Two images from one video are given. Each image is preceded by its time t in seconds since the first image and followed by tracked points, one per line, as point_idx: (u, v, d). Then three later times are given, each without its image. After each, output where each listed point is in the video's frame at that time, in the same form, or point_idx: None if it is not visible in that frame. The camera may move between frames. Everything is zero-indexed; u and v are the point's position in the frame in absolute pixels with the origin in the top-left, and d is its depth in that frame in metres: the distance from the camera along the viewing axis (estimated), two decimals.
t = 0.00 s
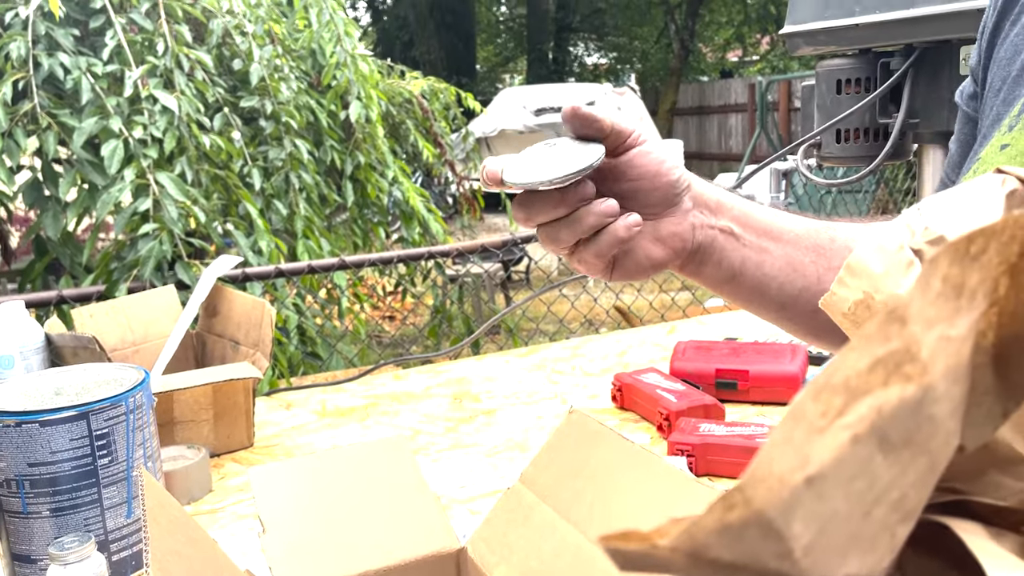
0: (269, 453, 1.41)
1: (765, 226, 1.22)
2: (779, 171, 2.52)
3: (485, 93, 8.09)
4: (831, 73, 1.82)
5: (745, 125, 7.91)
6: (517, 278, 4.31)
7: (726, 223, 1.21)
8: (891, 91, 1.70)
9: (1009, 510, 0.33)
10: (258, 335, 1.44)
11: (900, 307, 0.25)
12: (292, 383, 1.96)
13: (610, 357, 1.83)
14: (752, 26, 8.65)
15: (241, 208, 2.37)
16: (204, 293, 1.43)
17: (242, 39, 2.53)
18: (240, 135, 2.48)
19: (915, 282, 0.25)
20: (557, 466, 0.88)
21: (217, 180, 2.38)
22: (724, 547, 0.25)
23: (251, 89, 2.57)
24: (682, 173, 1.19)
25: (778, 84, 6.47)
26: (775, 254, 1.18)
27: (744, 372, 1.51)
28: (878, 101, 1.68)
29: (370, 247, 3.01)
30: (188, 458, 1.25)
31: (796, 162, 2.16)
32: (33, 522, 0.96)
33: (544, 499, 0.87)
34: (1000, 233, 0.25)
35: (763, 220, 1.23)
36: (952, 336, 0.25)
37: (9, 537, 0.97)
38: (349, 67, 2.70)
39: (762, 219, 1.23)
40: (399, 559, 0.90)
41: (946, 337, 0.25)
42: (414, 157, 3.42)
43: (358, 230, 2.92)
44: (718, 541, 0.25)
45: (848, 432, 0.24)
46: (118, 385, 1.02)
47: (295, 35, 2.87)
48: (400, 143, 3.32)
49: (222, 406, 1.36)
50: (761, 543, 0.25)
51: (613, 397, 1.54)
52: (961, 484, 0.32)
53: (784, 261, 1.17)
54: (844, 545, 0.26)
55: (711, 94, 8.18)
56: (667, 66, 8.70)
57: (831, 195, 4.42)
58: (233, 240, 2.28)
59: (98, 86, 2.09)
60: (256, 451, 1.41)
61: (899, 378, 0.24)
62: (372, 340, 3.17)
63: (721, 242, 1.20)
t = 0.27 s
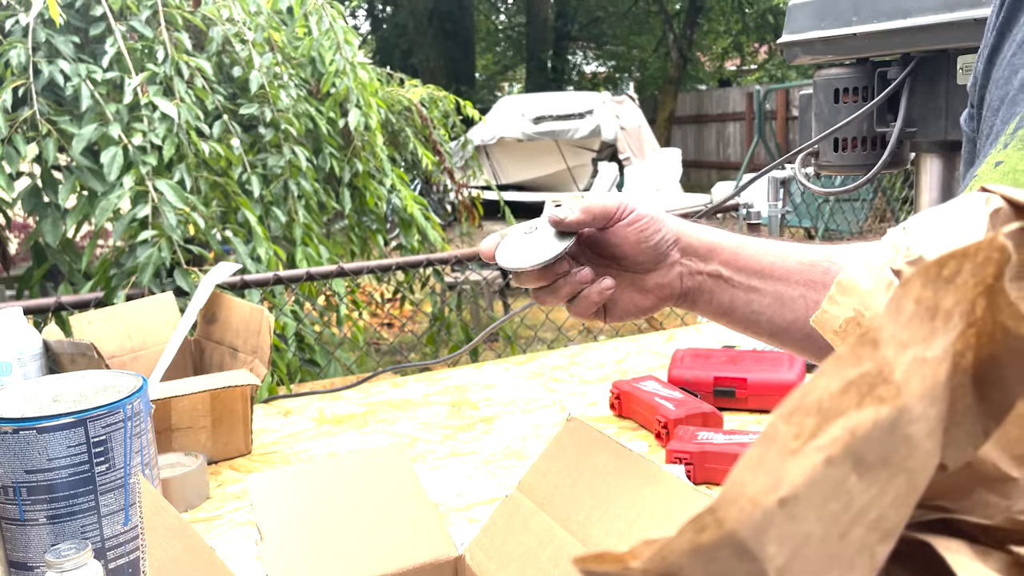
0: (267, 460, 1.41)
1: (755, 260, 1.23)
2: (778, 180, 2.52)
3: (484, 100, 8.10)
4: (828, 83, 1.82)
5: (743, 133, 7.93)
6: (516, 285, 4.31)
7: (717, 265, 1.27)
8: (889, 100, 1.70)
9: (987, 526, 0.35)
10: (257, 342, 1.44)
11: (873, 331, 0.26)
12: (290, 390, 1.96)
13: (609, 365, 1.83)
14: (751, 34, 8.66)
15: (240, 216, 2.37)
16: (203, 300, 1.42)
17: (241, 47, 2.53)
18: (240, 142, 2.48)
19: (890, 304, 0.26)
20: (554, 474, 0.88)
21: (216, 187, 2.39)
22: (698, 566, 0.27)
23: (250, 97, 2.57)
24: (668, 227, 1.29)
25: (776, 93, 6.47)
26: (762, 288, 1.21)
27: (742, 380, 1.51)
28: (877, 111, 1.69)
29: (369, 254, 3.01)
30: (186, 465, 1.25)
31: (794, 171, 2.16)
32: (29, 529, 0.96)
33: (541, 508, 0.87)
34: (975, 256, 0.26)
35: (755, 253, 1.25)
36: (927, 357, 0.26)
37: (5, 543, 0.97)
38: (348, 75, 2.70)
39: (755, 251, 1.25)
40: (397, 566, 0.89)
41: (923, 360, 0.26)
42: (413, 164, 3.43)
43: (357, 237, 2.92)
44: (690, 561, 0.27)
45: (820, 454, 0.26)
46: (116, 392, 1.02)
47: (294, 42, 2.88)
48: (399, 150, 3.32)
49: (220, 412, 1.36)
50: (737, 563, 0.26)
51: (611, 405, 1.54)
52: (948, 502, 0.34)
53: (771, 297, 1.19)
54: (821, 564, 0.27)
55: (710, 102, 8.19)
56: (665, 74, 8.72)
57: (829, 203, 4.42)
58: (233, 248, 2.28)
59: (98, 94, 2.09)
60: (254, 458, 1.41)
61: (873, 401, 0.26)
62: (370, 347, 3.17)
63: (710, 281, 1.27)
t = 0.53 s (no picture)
0: (267, 464, 1.41)
1: (770, 293, 1.20)
2: (777, 184, 2.52)
3: (484, 105, 8.13)
4: (826, 88, 1.84)
5: (743, 138, 7.94)
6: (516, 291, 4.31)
7: (733, 304, 1.24)
8: (886, 105, 1.70)
9: (970, 533, 0.33)
10: (257, 346, 1.44)
11: (831, 334, 0.25)
12: (289, 395, 1.95)
13: (608, 369, 1.83)
14: (750, 40, 8.68)
15: (240, 220, 2.38)
16: (203, 305, 1.43)
17: (241, 52, 2.54)
18: (240, 147, 2.49)
19: (847, 309, 0.25)
20: (553, 479, 0.88)
21: (216, 192, 2.39)
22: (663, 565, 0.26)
23: (250, 102, 2.58)
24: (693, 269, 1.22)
25: (776, 98, 6.49)
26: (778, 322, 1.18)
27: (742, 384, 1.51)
28: (875, 116, 1.69)
29: (369, 259, 3.01)
30: (186, 468, 1.25)
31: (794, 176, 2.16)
32: (29, 533, 0.96)
33: (540, 511, 0.87)
34: (934, 260, 0.25)
35: (767, 282, 1.22)
36: (887, 361, 0.26)
37: (7, 547, 0.97)
38: (348, 80, 2.71)
39: (767, 279, 1.22)
40: (397, 568, 0.90)
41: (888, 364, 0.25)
42: (413, 169, 3.43)
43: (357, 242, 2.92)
44: (657, 560, 0.26)
45: (783, 456, 0.25)
46: (116, 396, 1.02)
47: (295, 48, 2.89)
48: (399, 155, 3.33)
49: (219, 416, 1.36)
50: (701, 564, 0.26)
51: (611, 409, 1.54)
52: (925, 508, 0.32)
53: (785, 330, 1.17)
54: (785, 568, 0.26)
55: (709, 108, 8.21)
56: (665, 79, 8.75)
57: (827, 208, 4.42)
58: (232, 252, 2.28)
59: (99, 99, 2.10)
60: (255, 462, 1.42)
61: (834, 403, 0.25)
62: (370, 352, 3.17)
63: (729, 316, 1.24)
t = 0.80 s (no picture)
0: (266, 466, 1.41)
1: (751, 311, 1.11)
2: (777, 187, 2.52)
3: (483, 108, 8.13)
4: (826, 91, 1.85)
5: (742, 141, 7.94)
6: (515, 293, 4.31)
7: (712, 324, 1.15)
8: (886, 108, 1.70)
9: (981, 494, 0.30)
10: (256, 348, 1.44)
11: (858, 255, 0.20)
12: (289, 397, 1.95)
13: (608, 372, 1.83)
14: (750, 43, 8.69)
15: (240, 222, 2.38)
16: (202, 307, 1.42)
17: (241, 54, 2.54)
18: (240, 150, 2.49)
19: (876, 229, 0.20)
20: (553, 479, 0.88)
21: (216, 194, 2.39)
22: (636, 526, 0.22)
23: (250, 104, 2.59)
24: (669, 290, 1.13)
25: (776, 101, 6.49)
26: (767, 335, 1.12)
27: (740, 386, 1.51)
28: (873, 118, 1.69)
29: (368, 262, 3.01)
30: (185, 471, 1.26)
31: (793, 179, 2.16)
32: (28, 536, 0.96)
33: (540, 514, 0.87)
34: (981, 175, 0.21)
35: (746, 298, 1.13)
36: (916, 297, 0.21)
37: (5, 550, 0.97)
38: (348, 82, 2.71)
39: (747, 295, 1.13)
40: (399, 570, 0.90)
41: (953, 337, 0.23)
42: (412, 172, 3.43)
43: (356, 244, 2.92)
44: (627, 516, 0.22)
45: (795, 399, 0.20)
46: (116, 398, 1.02)
47: (295, 50, 2.90)
48: (399, 158, 3.33)
49: (219, 419, 1.36)
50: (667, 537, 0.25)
51: (610, 411, 1.54)
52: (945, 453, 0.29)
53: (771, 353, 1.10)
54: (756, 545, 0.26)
55: (709, 110, 8.21)
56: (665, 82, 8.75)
57: (827, 210, 4.42)
58: (232, 255, 2.28)
59: (99, 101, 2.10)
60: (254, 464, 1.42)
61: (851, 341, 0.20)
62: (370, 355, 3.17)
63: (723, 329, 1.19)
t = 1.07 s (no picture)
0: (264, 469, 1.41)
1: (690, 348, 1.02)
2: (777, 188, 2.52)
3: (483, 109, 8.11)
4: (826, 93, 1.84)
5: (741, 142, 7.95)
6: (515, 294, 4.31)
7: (655, 370, 1.01)
8: (887, 109, 1.71)
9: None
10: (255, 350, 1.43)
11: None
12: (288, 398, 1.95)
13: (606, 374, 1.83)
14: (749, 44, 8.70)
15: (239, 223, 2.37)
16: (201, 309, 1.42)
17: (240, 55, 2.54)
18: (239, 151, 2.49)
19: None
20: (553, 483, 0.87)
21: (215, 196, 2.38)
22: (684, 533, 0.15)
23: (250, 105, 2.58)
24: (613, 341, 0.97)
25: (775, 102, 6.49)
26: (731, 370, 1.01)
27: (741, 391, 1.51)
28: (873, 118, 1.69)
29: (367, 263, 3.01)
30: (183, 474, 1.25)
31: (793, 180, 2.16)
32: (26, 539, 0.95)
33: (540, 516, 0.87)
34: None
35: (681, 334, 1.03)
36: None
37: (3, 553, 0.96)
38: (348, 83, 2.71)
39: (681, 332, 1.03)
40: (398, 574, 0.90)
41: None
42: (412, 173, 3.43)
43: (356, 245, 2.92)
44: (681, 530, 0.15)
45: None
46: (114, 400, 1.02)
47: (294, 51, 2.89)
48: (398, 159, 3.32)
49: (219, 421, 1.36)
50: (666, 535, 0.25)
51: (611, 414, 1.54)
52: None
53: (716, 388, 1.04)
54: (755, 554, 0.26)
55: (708, 112, 8.22)
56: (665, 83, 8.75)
57: (828, 211, 4.42)
58: (231, 256, 2.28)
59: (97, 102, 2.10)
60: (252, 467, 1.41)
61: None
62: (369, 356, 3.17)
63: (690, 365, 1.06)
